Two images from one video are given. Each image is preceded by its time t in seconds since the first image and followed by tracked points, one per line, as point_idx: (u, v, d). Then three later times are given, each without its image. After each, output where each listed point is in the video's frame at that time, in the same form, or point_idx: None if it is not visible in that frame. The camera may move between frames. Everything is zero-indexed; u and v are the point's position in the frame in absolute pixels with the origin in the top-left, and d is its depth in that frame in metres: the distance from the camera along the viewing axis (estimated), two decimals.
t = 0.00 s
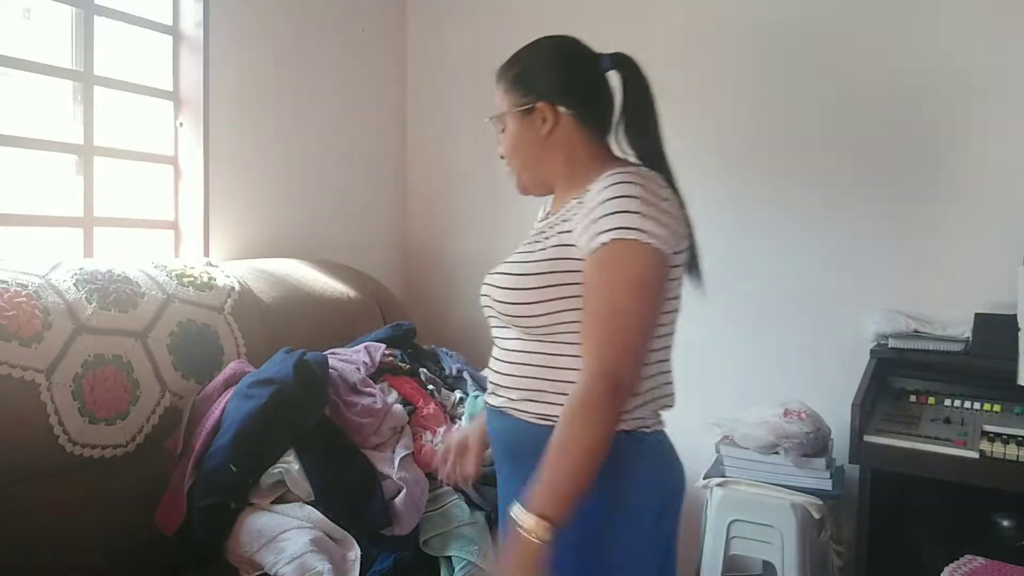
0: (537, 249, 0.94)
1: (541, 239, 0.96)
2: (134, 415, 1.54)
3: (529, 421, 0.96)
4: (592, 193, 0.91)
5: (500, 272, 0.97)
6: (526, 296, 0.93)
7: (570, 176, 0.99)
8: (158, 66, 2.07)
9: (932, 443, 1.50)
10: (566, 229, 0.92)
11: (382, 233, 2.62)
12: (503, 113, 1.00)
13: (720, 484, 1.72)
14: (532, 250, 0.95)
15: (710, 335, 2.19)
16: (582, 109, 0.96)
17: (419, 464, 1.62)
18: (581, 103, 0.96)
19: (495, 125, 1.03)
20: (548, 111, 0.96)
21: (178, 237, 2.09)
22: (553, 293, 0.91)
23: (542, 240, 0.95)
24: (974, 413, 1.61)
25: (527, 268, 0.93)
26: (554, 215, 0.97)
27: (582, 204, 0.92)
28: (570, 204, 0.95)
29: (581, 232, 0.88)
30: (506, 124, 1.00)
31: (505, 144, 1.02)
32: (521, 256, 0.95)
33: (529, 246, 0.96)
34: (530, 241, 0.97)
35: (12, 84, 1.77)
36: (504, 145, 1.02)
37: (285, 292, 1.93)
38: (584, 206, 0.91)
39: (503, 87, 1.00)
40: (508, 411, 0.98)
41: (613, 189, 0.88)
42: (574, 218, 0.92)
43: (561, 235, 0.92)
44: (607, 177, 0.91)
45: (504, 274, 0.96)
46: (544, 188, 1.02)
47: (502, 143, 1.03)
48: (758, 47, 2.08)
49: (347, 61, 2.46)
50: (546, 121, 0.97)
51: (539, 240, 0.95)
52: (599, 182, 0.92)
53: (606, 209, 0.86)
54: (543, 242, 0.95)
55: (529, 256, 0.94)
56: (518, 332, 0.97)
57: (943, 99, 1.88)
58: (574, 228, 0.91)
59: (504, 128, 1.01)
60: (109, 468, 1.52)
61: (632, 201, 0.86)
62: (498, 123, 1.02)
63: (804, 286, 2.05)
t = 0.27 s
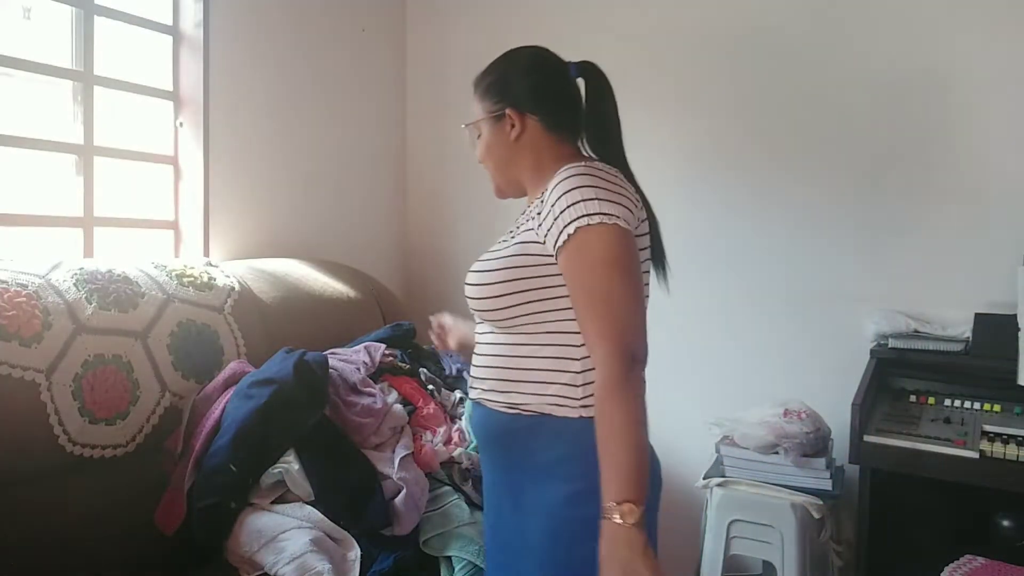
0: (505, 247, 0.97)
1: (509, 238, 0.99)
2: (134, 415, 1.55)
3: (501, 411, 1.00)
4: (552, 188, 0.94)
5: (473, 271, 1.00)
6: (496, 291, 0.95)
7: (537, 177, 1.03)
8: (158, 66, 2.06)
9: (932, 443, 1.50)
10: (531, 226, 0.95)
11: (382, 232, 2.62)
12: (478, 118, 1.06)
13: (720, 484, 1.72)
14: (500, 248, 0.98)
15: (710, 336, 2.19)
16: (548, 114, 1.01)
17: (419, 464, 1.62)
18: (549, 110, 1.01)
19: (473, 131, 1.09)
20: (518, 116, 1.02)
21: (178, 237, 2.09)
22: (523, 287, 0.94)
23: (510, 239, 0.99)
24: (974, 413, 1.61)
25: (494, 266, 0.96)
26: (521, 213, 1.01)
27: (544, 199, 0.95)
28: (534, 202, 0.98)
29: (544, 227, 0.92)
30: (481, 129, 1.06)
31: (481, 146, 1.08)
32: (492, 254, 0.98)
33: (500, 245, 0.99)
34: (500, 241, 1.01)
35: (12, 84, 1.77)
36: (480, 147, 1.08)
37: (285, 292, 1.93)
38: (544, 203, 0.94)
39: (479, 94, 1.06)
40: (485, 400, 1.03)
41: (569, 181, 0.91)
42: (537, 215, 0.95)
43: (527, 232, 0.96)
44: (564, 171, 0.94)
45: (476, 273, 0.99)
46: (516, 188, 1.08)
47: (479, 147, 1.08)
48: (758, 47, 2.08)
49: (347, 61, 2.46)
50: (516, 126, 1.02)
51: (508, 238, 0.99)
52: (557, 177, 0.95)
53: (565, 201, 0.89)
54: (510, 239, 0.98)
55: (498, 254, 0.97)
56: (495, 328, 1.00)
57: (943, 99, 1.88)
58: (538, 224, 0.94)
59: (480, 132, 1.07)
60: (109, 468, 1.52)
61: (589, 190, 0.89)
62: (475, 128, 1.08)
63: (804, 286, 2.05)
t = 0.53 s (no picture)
0: (513, 242, 0.97)
1: (515, 233, 0.99)
2: (134, 415, 1.55)
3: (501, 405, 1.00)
4: (562, 185, 0.95)
5: (479, 263, 0.99)
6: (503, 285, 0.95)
7: (539, 177, 1.03)
8: (158, 66, 2.06)
9: (933, 443, 1.50)
10: (538, 221, 0.95)
11: (381, 232, 2.62)
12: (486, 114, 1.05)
13: (720, 484, 1.72)
14: (507, 241, 0.98)
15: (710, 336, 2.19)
16: (557, 115, 1.01)
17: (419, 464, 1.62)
18: (558, 111, 1.02)
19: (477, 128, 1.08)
20: (528, 115, 1.02)
21: (178, 237, 2.09)
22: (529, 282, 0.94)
23: (516, 233, 0.99)
24: (974, 413, 1.61)
25: (502, 259, 0.96)
26: (527, 208, 1.01)
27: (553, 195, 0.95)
28: (541, 198, 0.98)
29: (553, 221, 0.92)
30: (487, 127, 1.05)
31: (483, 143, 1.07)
32: (499, 248, 0.98)
33: (505, 239, 0.99)
34: (503, 235, 1.01)
35: (12, 84, 1.77)
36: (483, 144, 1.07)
37: (285, 292, 1.93)
38: (554, 198, 0.94)
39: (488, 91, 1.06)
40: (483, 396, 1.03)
41: (581, 178, 0.91)
42: (546, 210, 0.95)
43: (534, 228, 0.96)
44: (574, 169, 0.95)
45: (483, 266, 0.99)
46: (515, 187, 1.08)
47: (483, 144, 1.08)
48: (758, 47, 2.08)
49: (347, 61, 2.46)
50: (524, 126, 1.02)
51: (514, 233, 0.99)
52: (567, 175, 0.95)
53: (576, 198, 0.90)
54: (517, 233, 0.98)
55: (505, 248, 0.97)
56: (496, 323, 1.00)
57: (943, 99, 1.88)
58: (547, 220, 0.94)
59: (485, 129, 1.06)
60: (109, 467, 1.53)
61: (601, 188, 0.89)
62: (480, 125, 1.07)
63: (804, 286, 2.05)
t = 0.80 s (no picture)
0: (520, 242, 1.03)
1: (522, 234, 1.05)
2: (134, 415, 1.55)
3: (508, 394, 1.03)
4: (566, 189, 1.00)
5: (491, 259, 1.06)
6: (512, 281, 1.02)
7: (541, 173, 1.08)
8: (158, 66, 2.06)
9: (933, 443, 1.50)
10: (544, 223, 1.01)
11: (381, 232, 2.62)
12: (494, 105, 1.08)
13: (720, 484, 1.72)
14: (512, 240, 1.04)
15: (710, 336, 2.19)
16: (560, 115, 1.06)
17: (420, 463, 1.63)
18: (561, 110, 1.06)
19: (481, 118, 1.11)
20: (536, 111, 1.05)
21: (178, 237, 2.09)
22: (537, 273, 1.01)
23: (521, 232, 1.05)
24: (974, 413, 1.61)
25: (509, 259, 1.02)
26: (530, 208, 1.07)
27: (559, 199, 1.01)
28: (545, 198, 1.04)
29: (558, 221, 0.98)
30: (493, 117, 1.08)
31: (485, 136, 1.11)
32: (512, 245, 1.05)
33: (510, 238, 1.05)
34: (507, 235, 1.06)
35: (12, 84, 1.77)
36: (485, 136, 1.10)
37: (285, 292, 1.93)
38: (560, 198, 1.00)
39: (494, 83, 1.08)
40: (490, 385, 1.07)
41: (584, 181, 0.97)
42: (551, 210, 1.01)
43: (540, 228, 1.01)
44: (577, 174, 1.00)
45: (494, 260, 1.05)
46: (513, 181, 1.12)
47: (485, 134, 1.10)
48: (758, 47, 2.08)
49: (348, 61, 2.46)
50: (532, 122, 1.06)
51: (518, 232, 1.05)
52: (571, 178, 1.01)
53: (581, 200, 0.95)
54: (522, 232, 1.04)
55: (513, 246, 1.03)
56: (500, 321, 1.06)
57: (943, 99, 1.88)
58: (553, 222, 1.00)
59: (490, 119, 1.09)
60: (109, 467, 1.54)
61: (607, 190, 0.95)
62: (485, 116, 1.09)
63: (804, 285, 2.05)
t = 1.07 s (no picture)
0: (536, 245, 1.03)
1: (535, 238, 1.05)
2: (134, 415, 1.54)
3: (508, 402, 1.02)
4: (584, 195, 1.02)
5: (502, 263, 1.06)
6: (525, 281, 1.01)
7: (569, 167, 1.11)
8: (158, 66, 2.07)
9: (932, 443, 1.50)
10: (561, 226, 1.02)
11: (381, 232, 2.62)
12: (531, 94, 1.09)
13: (719, 484, 1.72)
14: (527, 245, 1.04)
15: (710, 337, 2.19)
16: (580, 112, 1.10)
17: (420, 464, 1.62)
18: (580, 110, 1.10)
19: (505, 103, 1.10)
20: (573, 110, 1.10)
21: (178, 238, 2.09)
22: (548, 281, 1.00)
23: (536, 238, 1.05)
24: (974, 413, 1.61)
25: (525, 263, 1.01)
26: (542, 214, 1.08)
27: (578, 205, 1.02)
28: (562, 202, 1.06)
29: (581, 226, 0.99)
30: (529, 104, 1.09)
31: (506, 131, 1.11)
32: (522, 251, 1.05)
33: (524, 243, 1.05)
34: (518, 239, 1.07)
35: (12, 84, 1.77)
36: (509, 128, 1.11)
37: (285, 292, 1.93)
38: (580, 204, 1.02)
39: (527, 74, 1.10)
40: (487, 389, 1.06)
41: (607, 190, 0.99)
42: (571, 215, 1.02)
43: (558, 231, 1.02)
44: (595, 181, 1.02)
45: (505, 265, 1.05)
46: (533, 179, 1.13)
47: (513, 120, 1.10)
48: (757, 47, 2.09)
49: (348, 61, 2.46)
50: (567, 120, 1.10)
51: (531, 237, 1.05)
52: (589, 184, 1.03)
53: (606, 206, 0.97)
54: (538, 238, 1.04)
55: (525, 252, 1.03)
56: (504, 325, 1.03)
57: (942, 100, 1.88)
58: (572, 225, 1.01)
59: (523, 106, 1.09)
60: (109, 468, 1.53)
61: (630, 199, 0.97)
62: (515, 102, 1.10)
63: (804, 286, 2.06)
